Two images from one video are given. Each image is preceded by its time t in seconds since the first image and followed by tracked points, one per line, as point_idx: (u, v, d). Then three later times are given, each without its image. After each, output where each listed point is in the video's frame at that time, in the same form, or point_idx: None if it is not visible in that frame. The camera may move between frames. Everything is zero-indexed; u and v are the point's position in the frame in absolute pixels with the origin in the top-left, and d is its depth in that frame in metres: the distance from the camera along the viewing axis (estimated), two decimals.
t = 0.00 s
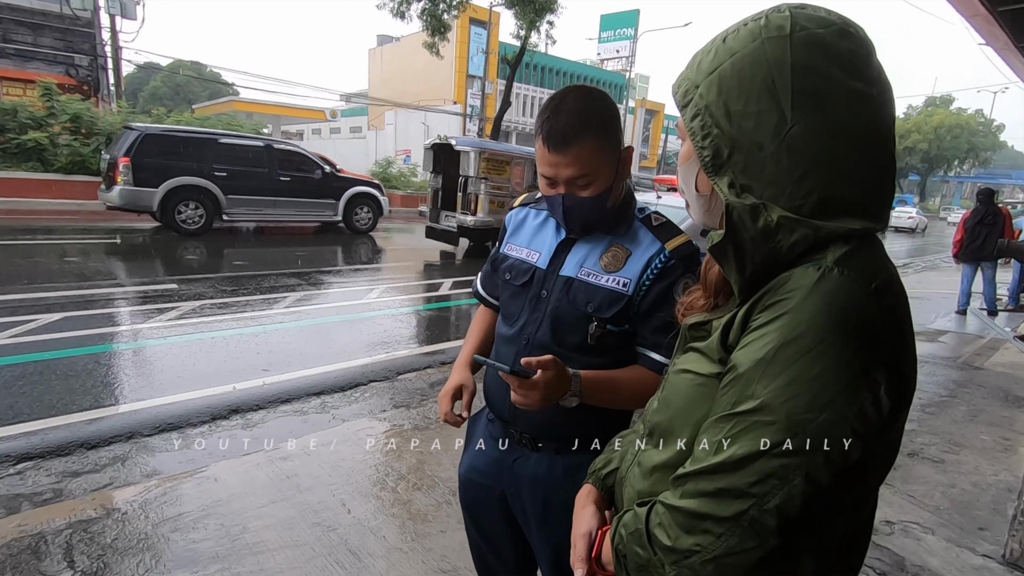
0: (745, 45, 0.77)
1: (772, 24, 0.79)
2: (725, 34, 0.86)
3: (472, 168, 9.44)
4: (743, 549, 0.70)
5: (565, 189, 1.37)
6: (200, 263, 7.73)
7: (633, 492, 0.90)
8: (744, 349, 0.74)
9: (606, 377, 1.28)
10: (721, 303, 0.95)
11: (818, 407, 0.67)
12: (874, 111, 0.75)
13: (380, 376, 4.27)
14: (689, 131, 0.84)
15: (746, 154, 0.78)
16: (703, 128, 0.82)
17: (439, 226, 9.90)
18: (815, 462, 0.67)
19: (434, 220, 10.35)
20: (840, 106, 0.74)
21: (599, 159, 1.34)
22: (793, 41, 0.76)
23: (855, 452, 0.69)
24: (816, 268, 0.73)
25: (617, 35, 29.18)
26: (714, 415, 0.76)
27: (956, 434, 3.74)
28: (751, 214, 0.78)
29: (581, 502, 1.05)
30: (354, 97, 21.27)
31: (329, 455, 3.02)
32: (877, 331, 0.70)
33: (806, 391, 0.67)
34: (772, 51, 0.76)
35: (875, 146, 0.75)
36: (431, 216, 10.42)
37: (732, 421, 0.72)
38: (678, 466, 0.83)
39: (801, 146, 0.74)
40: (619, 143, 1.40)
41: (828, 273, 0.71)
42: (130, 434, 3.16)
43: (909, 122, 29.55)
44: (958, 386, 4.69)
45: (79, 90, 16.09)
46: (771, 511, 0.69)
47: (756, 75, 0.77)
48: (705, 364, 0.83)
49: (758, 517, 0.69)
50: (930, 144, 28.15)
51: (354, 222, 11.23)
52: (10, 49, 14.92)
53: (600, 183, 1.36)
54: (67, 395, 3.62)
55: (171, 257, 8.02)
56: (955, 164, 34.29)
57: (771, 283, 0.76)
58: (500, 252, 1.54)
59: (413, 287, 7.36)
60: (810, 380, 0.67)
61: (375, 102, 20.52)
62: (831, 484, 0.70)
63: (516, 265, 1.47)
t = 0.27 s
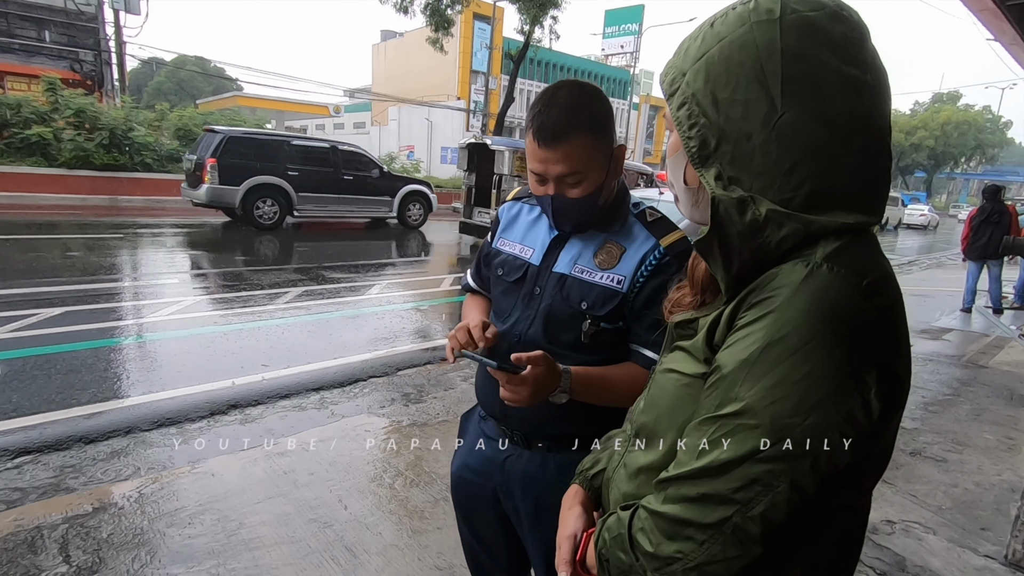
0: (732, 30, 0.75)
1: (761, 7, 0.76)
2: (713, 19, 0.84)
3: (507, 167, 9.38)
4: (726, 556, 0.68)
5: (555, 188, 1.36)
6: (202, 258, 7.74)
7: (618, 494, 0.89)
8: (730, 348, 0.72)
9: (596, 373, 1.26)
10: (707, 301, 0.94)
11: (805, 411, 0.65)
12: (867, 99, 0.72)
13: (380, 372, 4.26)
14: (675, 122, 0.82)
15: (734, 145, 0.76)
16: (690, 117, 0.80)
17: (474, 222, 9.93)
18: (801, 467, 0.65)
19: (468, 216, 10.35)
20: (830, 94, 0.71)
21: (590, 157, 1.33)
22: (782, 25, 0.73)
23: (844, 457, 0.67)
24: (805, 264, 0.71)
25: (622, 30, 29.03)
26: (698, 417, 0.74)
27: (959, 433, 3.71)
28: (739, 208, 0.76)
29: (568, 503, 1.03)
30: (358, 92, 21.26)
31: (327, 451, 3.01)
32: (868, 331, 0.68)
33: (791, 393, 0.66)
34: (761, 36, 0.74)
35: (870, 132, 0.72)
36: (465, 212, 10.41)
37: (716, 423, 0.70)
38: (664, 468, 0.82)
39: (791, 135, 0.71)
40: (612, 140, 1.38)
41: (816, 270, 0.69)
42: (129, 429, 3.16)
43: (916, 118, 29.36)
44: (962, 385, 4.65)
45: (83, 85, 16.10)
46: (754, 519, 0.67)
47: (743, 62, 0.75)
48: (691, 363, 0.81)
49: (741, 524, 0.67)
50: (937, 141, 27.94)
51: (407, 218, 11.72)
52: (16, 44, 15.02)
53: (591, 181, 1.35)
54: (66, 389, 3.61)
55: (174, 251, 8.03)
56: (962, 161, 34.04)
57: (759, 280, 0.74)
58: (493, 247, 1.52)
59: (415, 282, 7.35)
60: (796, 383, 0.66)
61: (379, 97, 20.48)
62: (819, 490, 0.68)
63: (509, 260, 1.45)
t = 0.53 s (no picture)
0: (713, 18, 0.73)
1: None
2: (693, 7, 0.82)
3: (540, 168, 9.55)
4: (705, 565, 0.68)
5: (545, 188, 1.34)
6: (202, 254, 7.71)
7: (600, 498, 0.88)
8: (710, 351, 0.71)
9: (586, 370, 1.25)
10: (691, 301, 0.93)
11: (784, 416, 0.64)
12: (851, 89, 0.70)
13: (378, 368, 4.24)
14: (655, 114, 0.80)
15: (715, 139, 0.74)
16: (671, 110, 0.78)
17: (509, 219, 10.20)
18: (780, 474, 0.64)
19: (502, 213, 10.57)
20: (815, 84, 0.70)
21: (581, 160, 1.31)
22: (763, 12, 0.72)
23: (825, 462, 0.66)
24: (787, 263, 0.70)
25: (625, 26, 28.90)
26: (678, 422, 0.73)
27: (960, 430, 3.68)
28: (720, 205, 0.74)
29: (552, 505, 1.03)
30: (359, 88, 21.18)
31: (323, 448, 3.00)
32: (851, 333, 0.67)
33: (770, 398, 0.65)
34: (741, 25, 0.72)
35: (855, 124, 0.71)
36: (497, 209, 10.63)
37: (695, 428, 0.69)
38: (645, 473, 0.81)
39: (773, 128, 0.70)
40: (605, 141, 1.36)
41: (797, 270, 0.68)
42: (126, 425, 3.15)
43: (919, 114, 29.20)
44: (963, 382, 4.63)
45: (85, 81, 16.08)
46: (733, 528, 0.66)
47: (724, 50, 0.73)
48: (671, 365, 0.80)
49: (719, 533, 0.67)
50: (941, 137, 27.81)
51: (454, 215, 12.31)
52: (17, 39, 14.99)
53: (582, 183, 1.33)
54: (62, 386, 3.60)
55: (174, 247, 8.01)
56: (965, 157, 33.84)
57: (741, 279, 0.73)
58: (483, 244, 1.51)
59: (414, 278, 7.32)
60: (775, 388, 0.65)
61: (380, 93, 20.43)
62: (800, 497, 0.67)
63: (501, 258, 1.44)
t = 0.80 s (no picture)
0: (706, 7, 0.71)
1: None
2: None
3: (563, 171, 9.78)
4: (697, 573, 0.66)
5: (540, 187, 1.32)
6: (199, 253, 7.67)
7: (591, 503, 0.87)
8: (700, 352, 0.69)
9: (580, 369, 1.23)
10: (681, 301, 0.92)
11: (777, 419, 0.62)
12: (848, 79, 0.68)
13: (376, 367, 4.22)
14: (646, 106, 0.78)
15: (707, 131, 0.72)
16: (661, 102, 0.76)
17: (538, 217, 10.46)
18: (773, 479, 0.63)
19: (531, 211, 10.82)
20: (809, 74, 0.68)
21: (578, 157, 1.29)
22: None
23: (819, 466, 0.64)
24: (779, 261, 0.68)
25: (623, 22, 28.81)
26: (668, 425, 0.72)
27: (959, 427, 3.67)
28: (712, 201, 0.72)
29: (542, 511, 1.02)
30: (356, 86, 21.10)
31: (319, 448, 2.97)
32: (846, 332, 0.65)
33: (762, 400, 0.63)
34: (735, 12, 0.70)
35: (852, 116, 0.69)
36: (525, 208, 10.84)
37: (686, 432, 0.67)
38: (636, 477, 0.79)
39: (767, 120, 0.67)
40: (602, 138, 1.34)
41: (791, 267, 0.66)
42: (121, 426, 3.13)
43: (917, 109, 29.20)
44: (963, 378, 4.62)
45: (80, 79, 15.99)
46: (725, 535, 0.65)
47: (717, 40, 0.70)
48: (662, 367, 0.78)
49: (712, 540, 0.65)
50: (939, 132, 27.81)
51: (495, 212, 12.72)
52: (12, 37, 14.92)
53: (578, 182, 1.31)
54: (57, 386, 3.58)
55: (171, 246, 7.98)
56: (963, 152, 33.82)
57: (732, 277, 0.72)
58: (478, 242, 1.48)
59: (412, 276, 7.30)
60: (767, 390, 0.63)
61: (378, 90, 20.38)
62: (793, 501, 0.65)
63: (496, 257, 1.42)
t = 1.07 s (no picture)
0: None
1: None
2: None
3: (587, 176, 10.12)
4: None
5: (539, 183, 1.29)
6: (193, 253, 7.61)
7: (583, 505, 0.84)
8: (697, 347, 0.67)
9: (577, 370, 1.22)
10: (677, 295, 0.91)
11: (778, 418, 0.60)
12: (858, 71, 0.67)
13: (372, 367, 4.19)
14: (649, 89, 0.75)
15: (713, 117, 0.70)
16: (666, 84, 0.74)
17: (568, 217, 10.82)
18: (772, 480, 0.60)
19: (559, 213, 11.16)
20: (822, 63, 0.66)
21: (577, 152, 1.26)
22: None
23: (819, 467, 0.62)
24: (781, 252, 0.65)
25: (618, 22, 28.84)
26: (663, 423, 0.69)
27: (957, 425, 3.67)
28: (715, 190, 0.70)
29: (532, 513, 0.99)
30: (352, 85, 21.03)
31: (314, 449, 2.94)
32: (848, 329, 0.63)
33: (763, 398, 0.61)
34: None
35: (859, 110, 0.67)
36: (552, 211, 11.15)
37: (681, 431, 0.65)
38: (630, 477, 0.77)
39: (775, 109, 0.65)
40: (601, 133, 1.32)
41: (793, 259, 0.64)
42: (113, 428, 3.09)
43: (911, 109, 29.30)
44: (959, 376, 4.62)
45: (73, 78, 15.89)
46: (722, 538, 0.62)
47: (729, 20, 0.68)
48: (656, 364, 0.76)
49: (708, 543, 0.63)
50: (933, 131, 27.93)
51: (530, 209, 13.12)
52: (4, 36, 14.80)
53: (577, 178, 1.28)
54: (48, 387, 3.53)
55: (165, 246, 7.91)
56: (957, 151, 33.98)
57: (731, 269, 0.69)
58: (475, 241, 1.46)
59: (409, 276, 7.26)
60: (767, 387, 0.61)
61: (373, 89, 20.33)
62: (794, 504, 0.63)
63: (493, 255, 1.39)
